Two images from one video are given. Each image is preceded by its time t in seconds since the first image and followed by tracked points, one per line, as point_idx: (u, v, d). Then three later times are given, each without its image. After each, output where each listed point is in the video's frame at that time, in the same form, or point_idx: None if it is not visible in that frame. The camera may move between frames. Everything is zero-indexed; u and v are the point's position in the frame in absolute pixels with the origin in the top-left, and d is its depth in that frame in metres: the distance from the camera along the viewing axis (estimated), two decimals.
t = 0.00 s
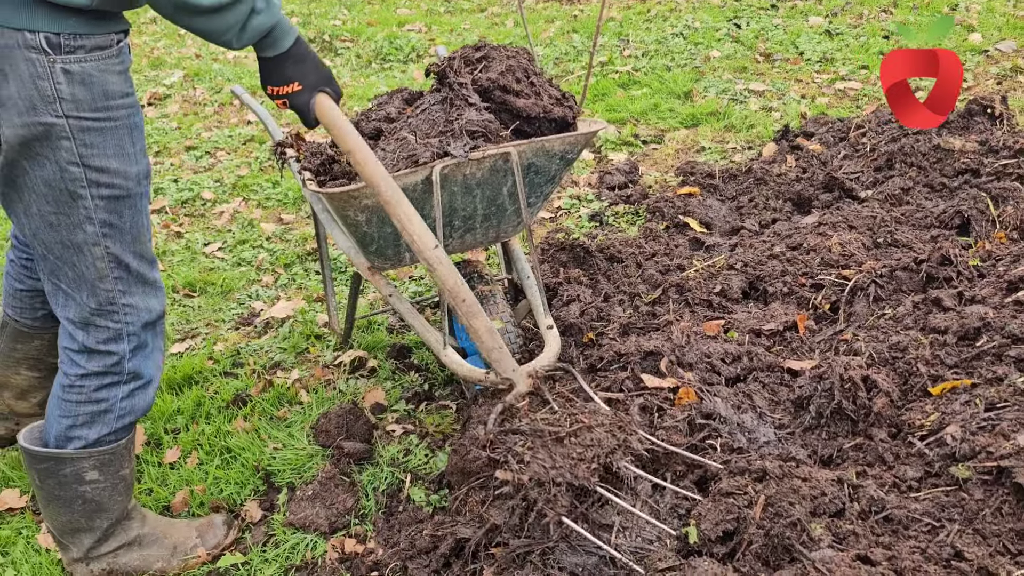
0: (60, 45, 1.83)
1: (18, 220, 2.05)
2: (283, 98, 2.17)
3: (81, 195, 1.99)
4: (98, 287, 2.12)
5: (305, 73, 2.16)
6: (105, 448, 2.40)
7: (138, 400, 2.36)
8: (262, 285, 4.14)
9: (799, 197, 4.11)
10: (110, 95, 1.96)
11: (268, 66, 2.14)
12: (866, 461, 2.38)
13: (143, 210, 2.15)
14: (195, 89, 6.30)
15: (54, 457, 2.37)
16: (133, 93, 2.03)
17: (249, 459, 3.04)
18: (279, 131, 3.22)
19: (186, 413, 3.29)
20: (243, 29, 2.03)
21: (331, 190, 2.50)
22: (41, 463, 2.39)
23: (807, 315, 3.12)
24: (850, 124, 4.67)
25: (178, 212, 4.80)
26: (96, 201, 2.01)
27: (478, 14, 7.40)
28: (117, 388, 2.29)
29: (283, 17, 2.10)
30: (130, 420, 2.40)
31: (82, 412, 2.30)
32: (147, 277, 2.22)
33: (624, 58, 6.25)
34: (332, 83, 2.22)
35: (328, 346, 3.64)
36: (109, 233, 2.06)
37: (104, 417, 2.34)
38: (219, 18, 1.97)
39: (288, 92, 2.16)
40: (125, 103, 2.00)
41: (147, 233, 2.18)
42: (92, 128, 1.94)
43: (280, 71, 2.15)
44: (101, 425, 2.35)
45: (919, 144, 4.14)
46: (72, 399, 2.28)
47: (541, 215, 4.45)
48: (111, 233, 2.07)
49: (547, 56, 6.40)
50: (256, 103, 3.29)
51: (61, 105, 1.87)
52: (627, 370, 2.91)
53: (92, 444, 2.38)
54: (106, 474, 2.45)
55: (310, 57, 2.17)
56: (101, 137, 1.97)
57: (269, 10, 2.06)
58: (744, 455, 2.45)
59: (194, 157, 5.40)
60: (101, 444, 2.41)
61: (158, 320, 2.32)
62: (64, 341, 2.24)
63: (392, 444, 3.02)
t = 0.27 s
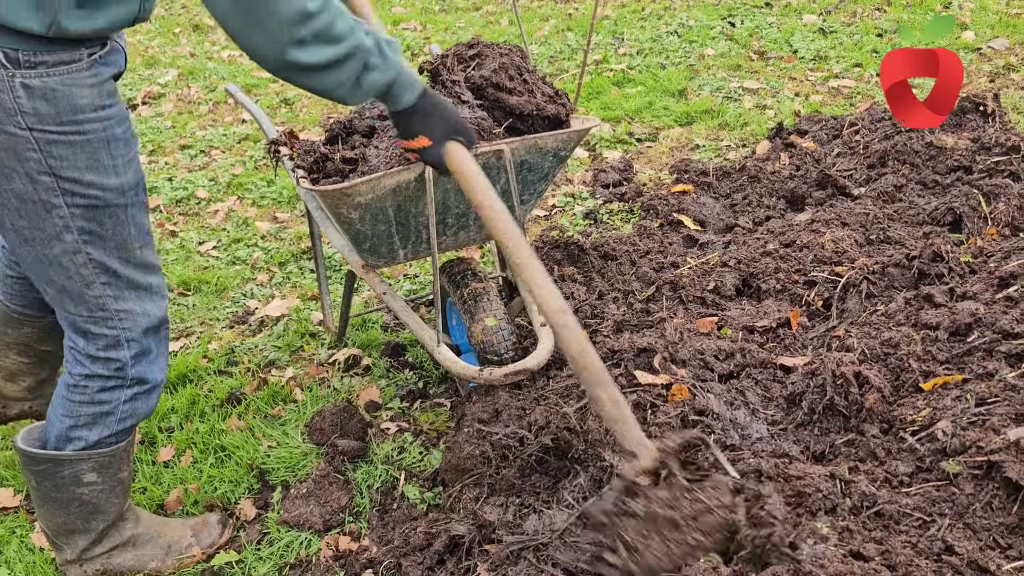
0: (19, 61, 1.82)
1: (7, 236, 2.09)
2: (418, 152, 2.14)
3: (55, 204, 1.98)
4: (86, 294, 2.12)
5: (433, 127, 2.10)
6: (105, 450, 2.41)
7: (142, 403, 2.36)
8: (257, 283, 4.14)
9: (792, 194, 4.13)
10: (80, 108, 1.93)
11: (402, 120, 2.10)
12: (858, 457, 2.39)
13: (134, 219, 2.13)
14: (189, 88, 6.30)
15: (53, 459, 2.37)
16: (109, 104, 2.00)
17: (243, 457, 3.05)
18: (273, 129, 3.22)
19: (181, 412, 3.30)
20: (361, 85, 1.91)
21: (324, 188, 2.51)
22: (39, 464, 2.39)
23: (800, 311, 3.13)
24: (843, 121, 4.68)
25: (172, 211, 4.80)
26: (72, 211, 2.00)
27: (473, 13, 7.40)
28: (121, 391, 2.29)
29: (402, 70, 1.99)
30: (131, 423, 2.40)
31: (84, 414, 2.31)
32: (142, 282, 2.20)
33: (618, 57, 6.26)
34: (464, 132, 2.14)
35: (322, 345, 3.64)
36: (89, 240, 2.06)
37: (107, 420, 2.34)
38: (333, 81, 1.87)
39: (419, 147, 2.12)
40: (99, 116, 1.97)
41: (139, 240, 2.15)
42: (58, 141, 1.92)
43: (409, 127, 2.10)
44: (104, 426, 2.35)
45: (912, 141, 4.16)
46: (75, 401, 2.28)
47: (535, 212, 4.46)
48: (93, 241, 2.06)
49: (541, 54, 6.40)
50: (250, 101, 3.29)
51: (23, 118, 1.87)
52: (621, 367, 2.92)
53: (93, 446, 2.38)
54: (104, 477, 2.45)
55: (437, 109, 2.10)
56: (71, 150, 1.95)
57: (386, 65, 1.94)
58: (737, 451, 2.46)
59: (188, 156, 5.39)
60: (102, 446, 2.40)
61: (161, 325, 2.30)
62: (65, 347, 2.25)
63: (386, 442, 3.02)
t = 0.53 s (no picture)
0: (5, 61, 1.82)
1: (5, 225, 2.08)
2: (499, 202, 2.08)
3: (59, 193, 1.98)
4: (92, 280, 2.11)
5: (517, 178, 2.04)
6: (103, 448, 2.40)
7: (141, 395, 2.35)
8: (250, 282, 4.13)
9: (785, 192, 4.13)
10: (65, 100, 1.93)
11: (486, 169, 2.04)
12: (850, 453, 2.40)
13: (133, 205, 2.13)
14: (182, 87, 6.28)
15: (52, 457, 2.35)
16: (87, 94, 2.00)
17: (236, 456, 3.04)
18: (266, 128, 3.22)
19: (174, 411, 3.29)
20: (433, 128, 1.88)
21: (316, 187, 2.50)
22: (37, 463, 2.37)
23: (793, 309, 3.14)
24: (836, 119, 4.69)
25: (165, 210, 4.78)
26: (73, 202, 2.00)
27: (466, 11, 7.39)
28: (122, 382, 2.28)
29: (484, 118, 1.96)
30: (130, 416, 2.38)
31: (85, 407, 2.29)
32: (145, 271, 2.20)
33: (612, 55, 6.27)
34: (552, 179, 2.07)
35: (316, 344, 3.64)
36: (94, 230, 2.05)
37: (107, 412, 2.32)
38: (415, 114, 1.85)
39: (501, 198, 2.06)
40: (82, 107, 1.97)
41: (140, 226, 2.16)
42: (51, 134, 1.92)
43: (493, 178, 2.05)
44: (104, 419, 2.34)
45: (904, 138, 4.17)
46: (75, 394, 2.26)
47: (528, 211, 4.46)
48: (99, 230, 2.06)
49: (535, 52, 6.40)
50: (242, 100, 3.29)
51: (13, 115, 1.86)
52: (614, 365, 2.92)
53: (92, 440, 2.37)
54: (103, 474, 2.44)
55: (520, 158, 2.04)
56: (64, 142, 1.95)
57: (468, 112, 1.91)
58: (729, 449, 2.46)
59: (181, 155, 5.38)
60: (100, 442, 2.39)
61: (165, 311, 2.30)
62: (63, 339, 2.24)
63: (380, 440, 3.02)
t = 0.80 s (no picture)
0: None
1: None
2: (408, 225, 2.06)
3: (34, 187, 1.98)
4: (72, 274, 2.11)
5: (428, 198, 2.04)
6: (91, 443, 2.38)
7: (126, 387, 2.35)
8: (245, 282, 4.13)
9: (780, 190, 4.14)
10: (38, 97, 1.94)
11: (394, 190, 2.03)
12: (844, 451, 2.40)
13: (108, 200, 2.13)
14: (176, 87, 6.27)
15: (39, 455, 2.35)
16: (59, 91, 2.01)
17: (231, 457, 3.04)
18: (259, 127, 3.22)
19: (168, 412, 3.28)
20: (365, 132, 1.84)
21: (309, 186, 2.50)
22: (24, 462, 2.36)
23: (787, 307, 3.14)
24: (830, 117, 4.70)
25: (159, 210, 4.78)
26: (49, 196, 2.00)
27: (461, 10, 7.39)
28: (106, 375, 2.27)
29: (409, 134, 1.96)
30: (117, 411, 2.38)
31: (70, 402, 2.28)
32: (123, 265, 2.20)
33: (607, 53, 6.27)
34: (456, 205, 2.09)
35: (310, 343, 3.63)
36: (71, 223, 2.06)
37: (92, 407, 2.32)
38: (348, 113, 1.80)
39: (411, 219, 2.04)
40: (54, 102, 1.98)
41: (116, 220, 2.16)
42: (25, 130, 1.93)
43: (404, 197, 2.04)
44: (89, 414, 2.33)
45: (898, 136, 4.18)
46: (60, 390, 2.26)
47: (523, 210, 4.46)
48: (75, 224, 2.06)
49: (530, 51, 6.40)
50: (236, 99, 3.28)
51: None
52: (608, 363, 2.92)
53: (79, 436, 2.36)
54: (91, 472, 2.44)
55: (430, 180, 2.06)
56: (38, 138, 1.96)
57: (397, 124, 1.91)
58: (723, 447, 2.46)
59: (175, 155, 5.37)
60: (88, 438, 2.39)
61: (144, 303, 2.31)
62: (45, 337, 2.23)
63: (374, 440, 3.02)
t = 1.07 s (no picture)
0: None
1: None
2: (293, 180, 2.04)
3: (18, 184, 1.97)
4: (54, 274, 2.11)
5: (314, 154, 2.04)
6: (79, 444, 2.39)
7: (109, 390, 2.34)
8: (242, 281, 4.13)
9: (777, 188, 4.13)
10: (31, 85, 1.95)
11: (278, 143, 2.00)
12: (840, 448, 2.40)
13: (94, 196, 2.13)
14: (173, 86, 6.26)
15: (28, 458, 2.35)
16: (52, 81, 2.01)
17: (227, 456, 3.04)
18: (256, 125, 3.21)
19: (165, 411, 3.28)
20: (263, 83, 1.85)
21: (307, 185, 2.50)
22: (14, 464, 2.36)
23: (784, 304, 3.14)
24: (827, 114, 4.69)
25: (156, 210, 4.77)
26: (36, 190, 2.00)
27: (458, 9, 7.39)
28: (89, 378, 2.27)
29: (304, 89, 1.96)
30: (104, 412, 2.38)
31: (54, 405, 2.28)
32: (108, 262, 2.20)
33: (604, 52, 6.27)
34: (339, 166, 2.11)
35: (308, 342, 3.63)
36: (56, 220, 2.05)
37: (75, 410, 2.32)
38: (247, 67, 1.80)
39: (298, 172, 2.03)
40: (47, 92, 1.99)
41: (101, 217, 2.16)
42: (16, 120, 1.93)
43: (289, 152, 2.01)
44: (73, 417, 2.33)
45: (895, 134, 4.18)
46: (45, 393, 2.26)
47: (520, 208, 4.46)
48: (59, 221, 2.06)
49: (527, 49, 6.40)
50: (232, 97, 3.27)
51: None
52: (604, 361, 2.92)
53: (65, 439, 2.36)
54: (82, 472, 2.44)
55: (317, 137, 2.06)
56: (29, 128, 1.96)
57: (295, 76, 1.92)
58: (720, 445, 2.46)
59: (173, 154, 5.36)
60: (76, 439, 2.39)
61: (130, 301, 2.30)
62: (28, 340, 2.23)
63: (371, 439, 3.02)
